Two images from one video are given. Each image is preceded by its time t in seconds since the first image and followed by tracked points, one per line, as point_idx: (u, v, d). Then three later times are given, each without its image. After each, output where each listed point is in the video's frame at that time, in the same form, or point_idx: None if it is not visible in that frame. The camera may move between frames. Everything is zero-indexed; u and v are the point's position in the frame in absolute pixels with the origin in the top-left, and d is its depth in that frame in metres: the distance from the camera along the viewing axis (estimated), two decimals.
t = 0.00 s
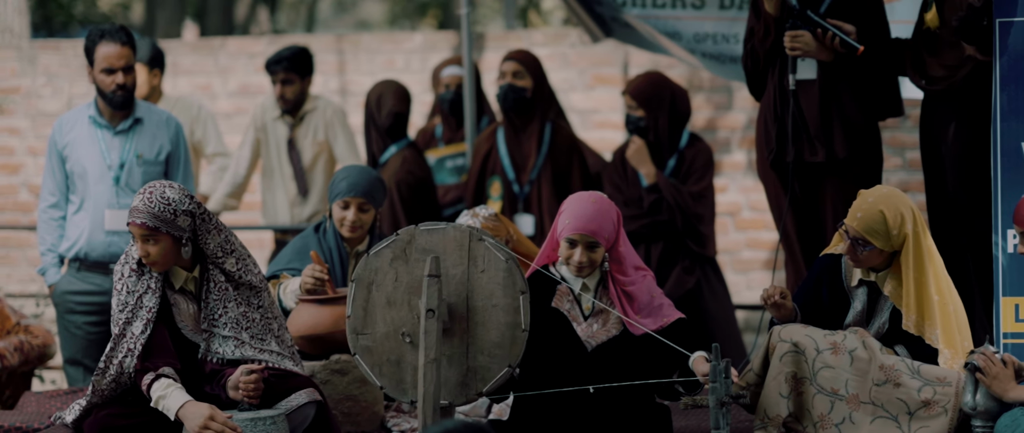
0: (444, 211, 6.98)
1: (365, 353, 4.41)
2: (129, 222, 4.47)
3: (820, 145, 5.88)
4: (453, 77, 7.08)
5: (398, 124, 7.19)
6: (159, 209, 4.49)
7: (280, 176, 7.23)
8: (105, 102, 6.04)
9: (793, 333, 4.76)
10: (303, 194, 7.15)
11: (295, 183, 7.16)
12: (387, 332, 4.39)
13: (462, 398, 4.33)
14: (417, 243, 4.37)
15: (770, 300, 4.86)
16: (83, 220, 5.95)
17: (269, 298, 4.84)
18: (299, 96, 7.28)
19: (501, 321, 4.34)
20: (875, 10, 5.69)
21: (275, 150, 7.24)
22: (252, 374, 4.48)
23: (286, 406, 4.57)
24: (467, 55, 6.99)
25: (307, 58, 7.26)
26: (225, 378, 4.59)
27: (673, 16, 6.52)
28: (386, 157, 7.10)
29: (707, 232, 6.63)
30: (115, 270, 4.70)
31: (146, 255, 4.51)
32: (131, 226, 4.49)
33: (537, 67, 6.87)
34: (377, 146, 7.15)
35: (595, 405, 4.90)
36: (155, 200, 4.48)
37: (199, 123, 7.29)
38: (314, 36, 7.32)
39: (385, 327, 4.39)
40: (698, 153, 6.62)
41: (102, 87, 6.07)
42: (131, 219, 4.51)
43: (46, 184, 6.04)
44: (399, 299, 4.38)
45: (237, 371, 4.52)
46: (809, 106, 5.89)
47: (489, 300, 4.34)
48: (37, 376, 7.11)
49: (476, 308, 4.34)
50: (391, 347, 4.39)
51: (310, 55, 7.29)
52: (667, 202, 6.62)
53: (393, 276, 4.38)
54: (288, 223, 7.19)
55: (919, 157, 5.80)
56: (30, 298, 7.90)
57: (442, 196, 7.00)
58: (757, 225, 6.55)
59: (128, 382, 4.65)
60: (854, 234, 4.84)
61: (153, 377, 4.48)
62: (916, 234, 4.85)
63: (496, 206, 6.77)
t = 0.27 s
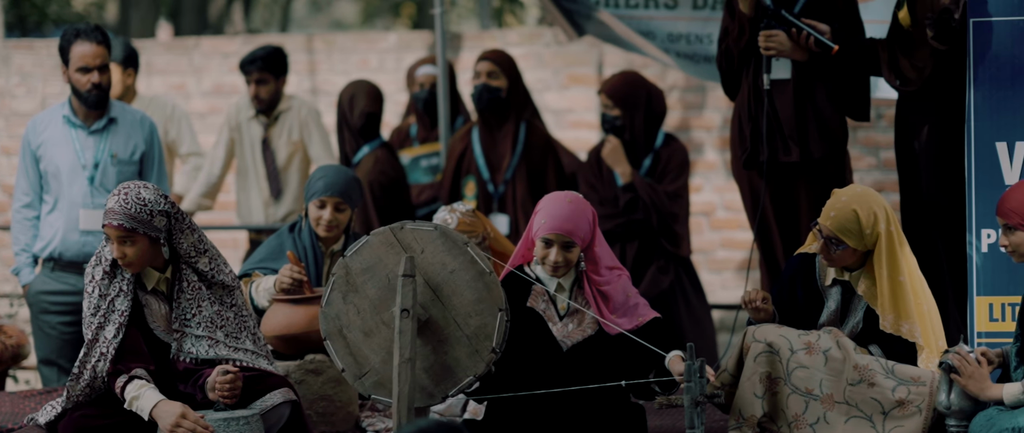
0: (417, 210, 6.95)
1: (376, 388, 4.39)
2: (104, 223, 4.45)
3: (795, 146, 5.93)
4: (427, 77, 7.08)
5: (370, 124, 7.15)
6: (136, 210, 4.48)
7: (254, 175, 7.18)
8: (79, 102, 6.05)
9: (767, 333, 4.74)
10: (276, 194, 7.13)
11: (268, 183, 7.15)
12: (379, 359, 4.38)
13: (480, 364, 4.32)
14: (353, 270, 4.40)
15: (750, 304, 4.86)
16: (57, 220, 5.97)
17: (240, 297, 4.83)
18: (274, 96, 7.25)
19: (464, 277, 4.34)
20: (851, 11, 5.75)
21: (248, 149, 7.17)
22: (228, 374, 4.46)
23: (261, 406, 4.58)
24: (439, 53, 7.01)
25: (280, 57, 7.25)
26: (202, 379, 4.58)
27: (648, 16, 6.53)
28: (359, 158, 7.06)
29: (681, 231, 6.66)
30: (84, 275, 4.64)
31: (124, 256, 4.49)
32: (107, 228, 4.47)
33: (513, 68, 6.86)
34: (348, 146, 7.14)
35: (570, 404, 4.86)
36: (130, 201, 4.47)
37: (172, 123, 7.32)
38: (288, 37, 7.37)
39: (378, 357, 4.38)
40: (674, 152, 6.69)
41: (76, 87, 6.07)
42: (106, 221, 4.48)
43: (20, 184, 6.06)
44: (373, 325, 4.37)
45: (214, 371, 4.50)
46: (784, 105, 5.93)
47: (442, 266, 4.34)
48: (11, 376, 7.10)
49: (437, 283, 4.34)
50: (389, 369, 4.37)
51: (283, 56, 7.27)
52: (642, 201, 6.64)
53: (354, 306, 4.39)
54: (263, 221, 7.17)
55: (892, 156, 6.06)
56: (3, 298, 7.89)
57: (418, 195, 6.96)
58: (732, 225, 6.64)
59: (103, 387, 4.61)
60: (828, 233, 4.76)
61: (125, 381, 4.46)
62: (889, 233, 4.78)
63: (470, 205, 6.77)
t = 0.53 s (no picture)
0: (392, 209, 7.00)
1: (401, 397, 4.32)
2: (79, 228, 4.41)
3: (769, 147, 6.00)
4: (400, 75, 7.05)
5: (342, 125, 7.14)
6: (111, 214, 4.45)
7: (226, 175, 7.20)
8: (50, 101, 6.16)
9: (740, 333, 4.74)
10: (245, 196, 7.14)
11: (236, 185, 7.17)
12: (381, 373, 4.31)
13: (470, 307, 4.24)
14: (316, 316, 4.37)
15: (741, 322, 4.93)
16: (30, 220, 6.08)
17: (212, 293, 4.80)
18: (247, 95, 7.22)
19: (404, 245, 4.27)
20: (825, 11, 5.90)
21: (222, 149, 7.21)
22: (207, 375, 4.43)
23: (235, 406, 4.52)
24: (411, 53, 6.98)
25: (254, 57, 7.21)
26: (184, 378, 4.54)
27: (619, 16, 6.59)
28: (331, 157, 7.10)
29: (655, 231, 6.66)
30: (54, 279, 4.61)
31: (100, 260, 4.48)
32: (82, 233, 4.44)
33: (485, 67, 6.91)
34: (321, 147, 7.13)
35: (546, 405, 4.81)
36: (105, 205, 4.44)
37: (144, 123, 7.22)
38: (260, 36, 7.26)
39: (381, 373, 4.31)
40: (647, 152, 6.69)
41: (48, 86, 6.14)
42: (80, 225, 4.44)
43: None
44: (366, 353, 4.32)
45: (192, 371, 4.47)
46: (758, 104, 6.01)
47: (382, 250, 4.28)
48: None
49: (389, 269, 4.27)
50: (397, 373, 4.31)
51: (258, 55, 7.23)
52: (616, 201, 6.63)
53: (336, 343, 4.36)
54: (235, 221, 7.15)
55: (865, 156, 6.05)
56: None
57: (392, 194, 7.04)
58: (706, 224, 6.64)
59: (76, 391, 4.57)
60: (800, 233, 4.74)
61: (94, 385, 4.46)
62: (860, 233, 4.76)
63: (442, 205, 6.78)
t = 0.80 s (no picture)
0: (370, 209, 6.98)
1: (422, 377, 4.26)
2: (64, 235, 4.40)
3: (747, 147, 6.07)
4: (379, 76, 7.00)
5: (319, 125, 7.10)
6: (96, 219, 4.43)
7: (205, 175, 7.18)
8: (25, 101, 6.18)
9: (718, 333, 4.73)
10: (223, 195, 7.11)
11: (213, 185, 7.15)
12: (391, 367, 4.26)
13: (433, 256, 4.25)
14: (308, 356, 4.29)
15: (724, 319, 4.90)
16: (8, 220, 6.11)
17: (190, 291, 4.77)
18: (225, 95, 7.17)
19: (348, 239, 4.26)
20: (805, 10, 5.90)
21: (201, 148, 7.18)
22: (191, 374, 4.46)
23: (214, 405, 4.53)
24: (389, 53, 6.95)
25: (232, 57, 7.16)
26: (167, 380, 4.52)
27: (597, 16, 6.60)
28: (309, 157, 7.07)
29: (633, 231, 6.70)
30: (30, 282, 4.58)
31: (86, 264, 4.47)
32: (67, 239, 4.42)
33: (464, 68, 6.89)
34: (298, 147, 7.11)
35: (525, 404, 4.78)
36: (89, 210, 4.42)
37: (123, 123, 7.19)
38: (237, 36, 7.21)
39: (389, 369, 4.25)
40: (627, 152, 6.69)
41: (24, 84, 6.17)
42: (64, 231, 4.42)
43: None
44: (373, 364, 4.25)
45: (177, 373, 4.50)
46: (736, 105, 6.06)
47: (332, 254, 4.27)
48: None
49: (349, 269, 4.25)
50: (407, 359, 4.25)
51: (237, 55, 7.18)
52: (594, 200, 6.69)
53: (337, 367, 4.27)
54: (214, 221, 7.13)
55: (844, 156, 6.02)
56: None
57: (372, 194, 7.02)
58: (684, 224, 6.59)
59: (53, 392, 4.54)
60: (777, 234, 4.73)
61: (71, 388, 4.46)
62: (836, 233, 4.75)
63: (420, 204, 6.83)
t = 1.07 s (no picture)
0: (345, 211, 6.96)
1: (412, 339, 4.25)
2: (52, 240, 4.37)
3: (723, 148, 6.22)
4: (355, 75, 7.00)
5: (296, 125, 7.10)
6: (85, 224, 4.43)
7: (181, 175, 7.18)
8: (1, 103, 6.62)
9: (694, 333, 4.69)
10: (200, 196, 7.10)
11: (192, 185, 7.14)
12: (379, 347, 4.25)
13: (365, 230, 4.23)
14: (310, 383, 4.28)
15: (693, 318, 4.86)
16: None
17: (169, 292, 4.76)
18: (201, 96, 7.17)
19: (288, 260, 4.26)
20: (776, 10, 6.06)
21: (177, 149, 7.18)
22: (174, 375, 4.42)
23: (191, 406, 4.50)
24: (365, 53, 6.95)
25: (208, 57, 7.16)
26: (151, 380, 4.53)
27: (573, 15, 6.63)
28: (286, 157, 7.08)
29: (609, 231, 6.73)
30: (4, 285, 4.51)
31: (74, 269, 4.47)
32: (55, 246, 4.40)
33: (439, 68, 6.90)
34: (274, 147, 7.12)
35: (502, 405, 4.74)
36: (78, 215, 4.41)
37: (99, 123, 7.18)
38: (213, 36, 7.20)
39: (379, 349, 4.25)
40: (603, 152, 6.70)
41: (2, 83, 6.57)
42: (52, 236, 4.39)
43: None
44: (364, 355, 4.24)
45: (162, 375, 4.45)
46: (712, 106, 6.23)
47: (282, 283, 4.28)
48: None
49: (303, 288, 4.25)
50: (391, 333, 4.25)
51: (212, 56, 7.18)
52: (571, 200, 6.74)
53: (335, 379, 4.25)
54: (190, 222, 7.11)
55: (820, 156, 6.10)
56: None
57: (347, 195, 6.98)
58: (660, 224, 6.60)
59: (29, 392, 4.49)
60: (751, 233, 4.70)
61: (50, 388, 4.44)
62: (810, 234, 4.72)
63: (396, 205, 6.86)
